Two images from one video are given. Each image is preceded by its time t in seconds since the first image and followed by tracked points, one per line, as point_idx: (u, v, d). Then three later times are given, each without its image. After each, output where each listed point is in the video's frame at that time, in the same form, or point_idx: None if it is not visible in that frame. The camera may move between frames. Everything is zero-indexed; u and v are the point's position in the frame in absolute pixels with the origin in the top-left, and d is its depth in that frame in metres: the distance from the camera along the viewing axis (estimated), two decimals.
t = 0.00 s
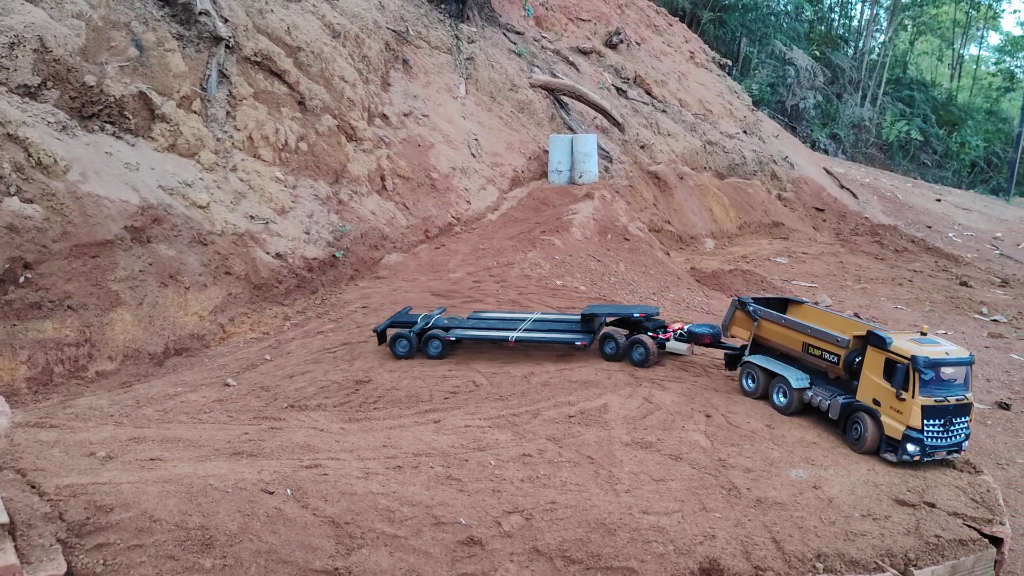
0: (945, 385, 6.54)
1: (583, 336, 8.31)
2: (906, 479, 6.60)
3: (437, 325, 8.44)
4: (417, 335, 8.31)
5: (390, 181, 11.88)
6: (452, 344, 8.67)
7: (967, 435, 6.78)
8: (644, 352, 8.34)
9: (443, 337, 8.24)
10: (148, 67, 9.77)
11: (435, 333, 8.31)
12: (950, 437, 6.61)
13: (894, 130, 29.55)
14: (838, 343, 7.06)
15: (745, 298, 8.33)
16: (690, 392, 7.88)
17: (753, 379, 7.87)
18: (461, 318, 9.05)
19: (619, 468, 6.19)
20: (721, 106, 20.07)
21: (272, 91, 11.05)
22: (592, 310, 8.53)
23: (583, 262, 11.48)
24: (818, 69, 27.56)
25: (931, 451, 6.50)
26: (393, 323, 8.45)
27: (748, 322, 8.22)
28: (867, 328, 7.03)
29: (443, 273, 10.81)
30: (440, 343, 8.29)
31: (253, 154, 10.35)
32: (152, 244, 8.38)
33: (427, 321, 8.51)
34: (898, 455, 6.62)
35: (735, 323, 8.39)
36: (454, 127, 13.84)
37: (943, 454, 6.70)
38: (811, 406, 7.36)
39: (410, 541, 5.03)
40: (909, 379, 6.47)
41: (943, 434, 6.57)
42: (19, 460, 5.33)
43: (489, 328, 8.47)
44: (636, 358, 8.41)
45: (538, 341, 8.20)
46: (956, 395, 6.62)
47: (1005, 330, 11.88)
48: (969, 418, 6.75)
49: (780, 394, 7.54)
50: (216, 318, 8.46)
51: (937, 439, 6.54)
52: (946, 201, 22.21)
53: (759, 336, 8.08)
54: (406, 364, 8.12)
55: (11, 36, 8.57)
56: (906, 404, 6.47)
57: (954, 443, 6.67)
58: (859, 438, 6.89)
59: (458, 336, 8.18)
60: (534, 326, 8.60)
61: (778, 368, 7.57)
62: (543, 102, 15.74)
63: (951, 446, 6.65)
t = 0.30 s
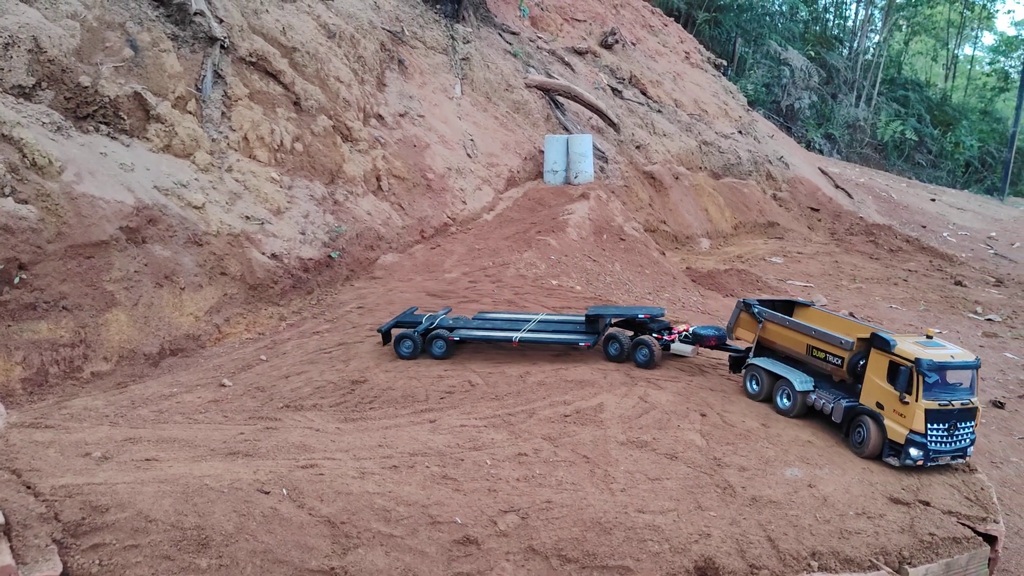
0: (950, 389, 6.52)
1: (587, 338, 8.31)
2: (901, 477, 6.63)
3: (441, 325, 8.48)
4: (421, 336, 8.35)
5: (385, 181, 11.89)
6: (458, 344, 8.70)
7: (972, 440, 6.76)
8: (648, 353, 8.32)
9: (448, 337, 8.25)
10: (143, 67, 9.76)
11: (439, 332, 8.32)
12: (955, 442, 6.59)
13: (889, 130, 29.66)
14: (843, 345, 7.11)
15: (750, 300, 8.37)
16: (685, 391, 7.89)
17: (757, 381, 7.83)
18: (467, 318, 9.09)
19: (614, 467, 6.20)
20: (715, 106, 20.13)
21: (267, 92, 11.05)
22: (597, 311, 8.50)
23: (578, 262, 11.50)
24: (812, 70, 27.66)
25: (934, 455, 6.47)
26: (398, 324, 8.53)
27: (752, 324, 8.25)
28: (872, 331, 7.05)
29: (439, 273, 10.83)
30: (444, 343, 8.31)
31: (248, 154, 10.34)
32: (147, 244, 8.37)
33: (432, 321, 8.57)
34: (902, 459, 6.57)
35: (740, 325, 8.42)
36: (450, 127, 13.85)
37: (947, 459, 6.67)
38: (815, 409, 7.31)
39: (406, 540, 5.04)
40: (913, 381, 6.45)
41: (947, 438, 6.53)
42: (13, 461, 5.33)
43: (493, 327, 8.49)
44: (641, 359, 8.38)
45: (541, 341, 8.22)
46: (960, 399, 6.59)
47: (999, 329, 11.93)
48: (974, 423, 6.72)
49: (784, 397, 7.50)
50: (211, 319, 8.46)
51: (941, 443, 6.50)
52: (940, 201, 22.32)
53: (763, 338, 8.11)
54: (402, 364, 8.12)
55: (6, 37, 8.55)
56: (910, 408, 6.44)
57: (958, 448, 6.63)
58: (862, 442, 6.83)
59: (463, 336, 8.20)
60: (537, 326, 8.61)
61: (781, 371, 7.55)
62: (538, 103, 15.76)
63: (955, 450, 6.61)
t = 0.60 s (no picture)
0: (954, 395, 6.42)
1: (590, 341, 8.15)
2: (895, 477, 6.65)
3: (444, 326, 8.50)
4: (424, 336, 8.36)
5: (380, 181, 11.89)
6: (458, 344, 8.72)
7: (976, 448, 6.65)
8: (651, 355, 8.32)
9: (450, 338, 8.28)
10: (138, 68, 9.75)
11: (441, 333, 8.36)
12: (957, 449, 6.49)
13: (884, 129, 29.75)
14: (846, 348, 7.06)
15: (756, 301, 8.36)
16: (681, 391, 7.90)
17: (760, 383, 7.83)
18: (470, 318, 9.11)
19: (609, 466, 6.22)
20: (711, 106, 20.17)
21: (262, 92, 11.04)
22: (599, 312, 8.44)
23: (573, 262, 11.51)
24: (807, 70, 27.76)
25: (935, 462, 6.38)
26: (401, 324, 8.53)
27: (757, 325, 8.24)
28: (876, 335, 6.98)
29: (434, 273, 10.83)
30: (446, 344, 8.34)
31: (243, 154, 10.33)
32: (142, 245, 8.36)
33: (434, 321, 8.57)
34: (902, 465, 6.49)
35: (745, 326, 8.41)
36: (445, 127, 13.86)
37: (949, 466, 6.58)
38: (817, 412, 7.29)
39: (401, 540, 5.05)
40: (917, 387, 6.37)
41: (950, 445, 6.44)
42: (8, 462, 5.33)
43: (497, 328, 8.50)
44: (643, 361, 8.39)
45: (545, 343, 8.20)
46: (964, 406, 6.47)
47: (993, 328, 11.98)
48: (979, 430, 6.61)
49: (786, 399, 7.49)
50: (206, 319, 8.45)
51: (943, 450, 6.41)
52: (934, 200, 22.40)
53: (767, 339, 8.11)
54: (397, 364, 8.12)
55: None
56: (912, 413, 6.35)
57: (961, 455, 6.53)
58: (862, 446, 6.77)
59: (464, 337, 8.22)
60: (542, 326, 8.62)
61: (784, 373, 7.53)
62: (534, 103, 15.78)
63: (958, 457, 6.51)
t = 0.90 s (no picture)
0: (955, 398, 6.36)
1: (592, 341, 8.18)
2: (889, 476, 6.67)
3: (445, 325, 8.50)
4: (425, 336, 8.36)
5: (375, 181, 11.88)
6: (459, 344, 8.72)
7: (978, 451, 6.59)
8: (654, 355, 8.34)
9: (452, 338, 8.28)
10: (131, 67, 9.72)
11: (443, 333, 8.36)
12: (958, 453, 6.44)
13: (877, 129, 29.85)
14: (847, 351, 6.99)
15: (757, 302, 8.28)
16: (675, 390, 7.90)
17: (761, 385, 7.76)
18: (472, 317, 9.11)
19: (604, 465, 6.23)
20: (705, 106, 20.22)
21: (256, 91, 11.02)
22: (601, 312, 8.46)
23: (568, 261, 11.51)
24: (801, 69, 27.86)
25: (936, 465, 6.33)
26: (403, 324, 8.54)
27: (759, 326, 8.16)
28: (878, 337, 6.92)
29: (429, 272, 10.83)
30: (448, 344, 8.33)
31: (237, 154, 10.31)
32: (136, 244, 8.33)
33: (436, 321, 8.57)
34: (902, 468, 6.46)
35: (747, 327, 8.33)
36: (439, 126, 13.85)
37: (950, 469, 6.54)
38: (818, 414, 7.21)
39: (396, 540, 5.05)
40: (917, 389, 6.32)
41: (951, 449, 6.39)
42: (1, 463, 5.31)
43: (499, 329, 8.47)
44: (645, 361, 8.41)
45: (548, 343, 8.19)
46: (966, 409, 6.42)
47: (986, 327, 12.05)
48: (980, 433, 6.56)
49: (787, 401, 7.42)
50: (200, 319, 8.44)
51: (944, 453, 6.36)
52: (927, 199, 22.49)
53: (770, 341, 8.04)
54: (392, 363, 8.12)
55: None
56: (912, 416, 6.31)
57: (962, 458, 6.48)
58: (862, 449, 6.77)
59: (466, 337, 8.22)
60: (543, 327, 8.60)
61: (785, 375, 7.46)
62: (528, 102, 15.79)
63: (959, 461, 6.46)
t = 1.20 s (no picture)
0: (961, 404, 6.22)
1: (597, 342, 8.21)
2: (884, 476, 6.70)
3: (451, 326, 8.48)
4: (431, 336, 8.36)
5: (370, 180, 11.86)
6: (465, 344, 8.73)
7: (987, 459, 6.42)
8: (660, 358, 8.32)
9: (458, 339, 8.28)
10: (125, 66, 9.69)
11: (449, 334, 8.35)
12: (965, 461, 6.28)
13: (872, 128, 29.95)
14: (851, 356, 6.89)
15: (763, 308, 8.21)
16: (670, 390, 7.91)
17: (767, 392, 7.69)
18: (479, 318, 9.11)
19: (599, 465, 6.24)
20: (700, 106, 20.25)
21: (250, 91, 10.98)
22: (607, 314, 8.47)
23: (563, 261, 11.52)
24: (795, 69, 27.91)
25: (942, 473, 6.19)
26: (410, 324, 8.53)
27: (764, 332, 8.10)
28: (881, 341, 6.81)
29: (424, 272, 10.82)
30: (453, 345, 8.32)
31: (231, 153, 10.28)
32: (130, 244, 8.30)
33: (442, 321, 8.56)
34: (907, 476, 6.33)
35: (753, 333, 8.27)
36: (434, 126, 13.84)
37: (958, 478, 6.36)
38: (823, 421, 7.13)
39: (391, 540, 5.05)
40: (921, 395, 6.20)
41: (956, 456, 6.23)
42: None
43: (503, 330, 8.45)
44: (651, 364, 8.39)
45: (553, 344, 8.18)
46: (972, 415, 6.28)
47: (979, 327, 12.10)
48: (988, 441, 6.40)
49: (792, 408, 7.35)
50: (195, 318, 8.42)
51: (950, 461, 6.21)
52: (921, 199, 22.56)
53: (775, 347, 7.95)
54: (387, 363, 8.11)
55: None
56: (916, 423, 6.19)
57: (969, 466, 6.32)
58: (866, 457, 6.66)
59: (471, 338, 8.23)
60: (547, 329, 8.59)
61: (791, 382, 7.40)
62: (523, 102, 15.79)
63: (966, 468, 6.30)
